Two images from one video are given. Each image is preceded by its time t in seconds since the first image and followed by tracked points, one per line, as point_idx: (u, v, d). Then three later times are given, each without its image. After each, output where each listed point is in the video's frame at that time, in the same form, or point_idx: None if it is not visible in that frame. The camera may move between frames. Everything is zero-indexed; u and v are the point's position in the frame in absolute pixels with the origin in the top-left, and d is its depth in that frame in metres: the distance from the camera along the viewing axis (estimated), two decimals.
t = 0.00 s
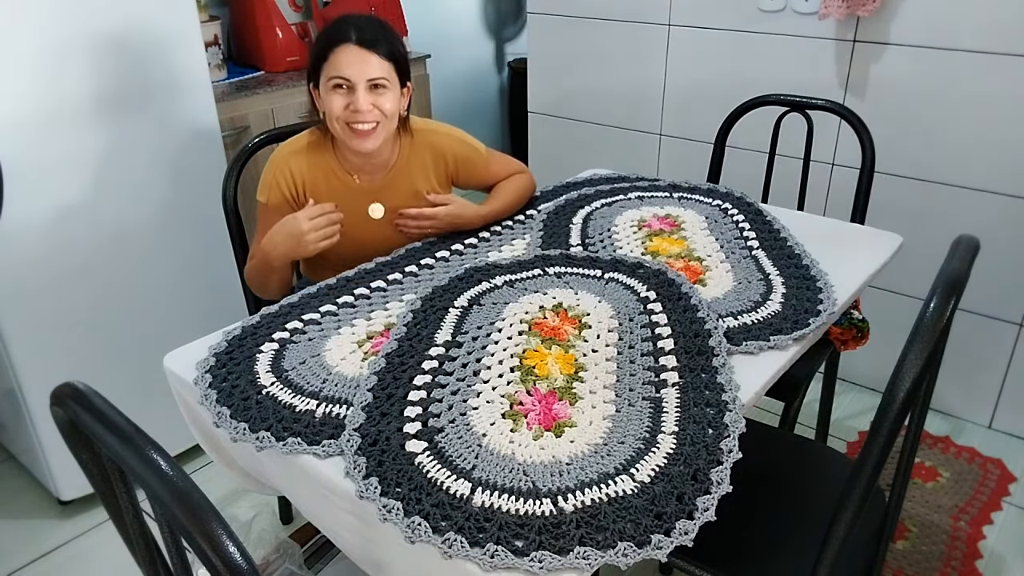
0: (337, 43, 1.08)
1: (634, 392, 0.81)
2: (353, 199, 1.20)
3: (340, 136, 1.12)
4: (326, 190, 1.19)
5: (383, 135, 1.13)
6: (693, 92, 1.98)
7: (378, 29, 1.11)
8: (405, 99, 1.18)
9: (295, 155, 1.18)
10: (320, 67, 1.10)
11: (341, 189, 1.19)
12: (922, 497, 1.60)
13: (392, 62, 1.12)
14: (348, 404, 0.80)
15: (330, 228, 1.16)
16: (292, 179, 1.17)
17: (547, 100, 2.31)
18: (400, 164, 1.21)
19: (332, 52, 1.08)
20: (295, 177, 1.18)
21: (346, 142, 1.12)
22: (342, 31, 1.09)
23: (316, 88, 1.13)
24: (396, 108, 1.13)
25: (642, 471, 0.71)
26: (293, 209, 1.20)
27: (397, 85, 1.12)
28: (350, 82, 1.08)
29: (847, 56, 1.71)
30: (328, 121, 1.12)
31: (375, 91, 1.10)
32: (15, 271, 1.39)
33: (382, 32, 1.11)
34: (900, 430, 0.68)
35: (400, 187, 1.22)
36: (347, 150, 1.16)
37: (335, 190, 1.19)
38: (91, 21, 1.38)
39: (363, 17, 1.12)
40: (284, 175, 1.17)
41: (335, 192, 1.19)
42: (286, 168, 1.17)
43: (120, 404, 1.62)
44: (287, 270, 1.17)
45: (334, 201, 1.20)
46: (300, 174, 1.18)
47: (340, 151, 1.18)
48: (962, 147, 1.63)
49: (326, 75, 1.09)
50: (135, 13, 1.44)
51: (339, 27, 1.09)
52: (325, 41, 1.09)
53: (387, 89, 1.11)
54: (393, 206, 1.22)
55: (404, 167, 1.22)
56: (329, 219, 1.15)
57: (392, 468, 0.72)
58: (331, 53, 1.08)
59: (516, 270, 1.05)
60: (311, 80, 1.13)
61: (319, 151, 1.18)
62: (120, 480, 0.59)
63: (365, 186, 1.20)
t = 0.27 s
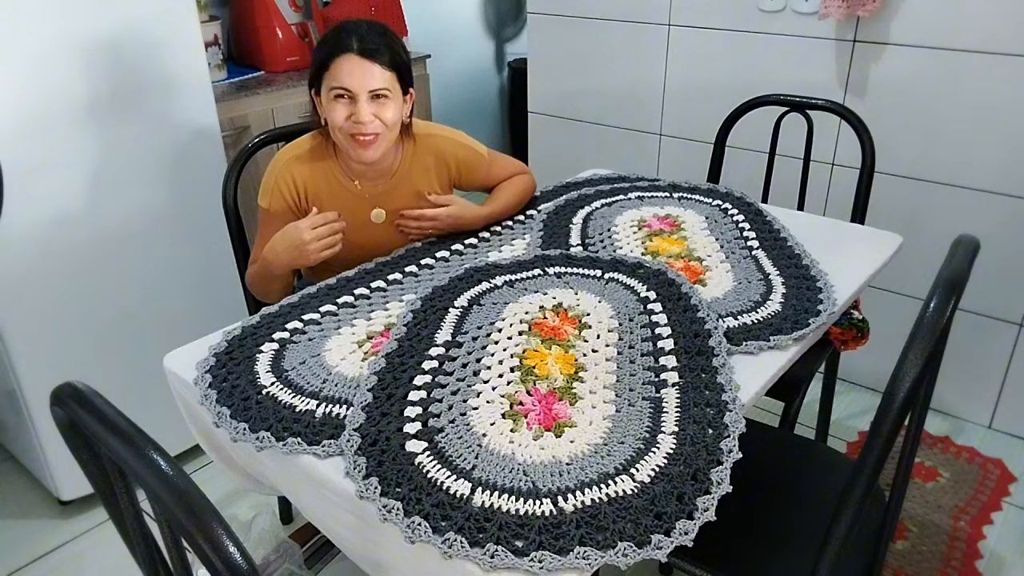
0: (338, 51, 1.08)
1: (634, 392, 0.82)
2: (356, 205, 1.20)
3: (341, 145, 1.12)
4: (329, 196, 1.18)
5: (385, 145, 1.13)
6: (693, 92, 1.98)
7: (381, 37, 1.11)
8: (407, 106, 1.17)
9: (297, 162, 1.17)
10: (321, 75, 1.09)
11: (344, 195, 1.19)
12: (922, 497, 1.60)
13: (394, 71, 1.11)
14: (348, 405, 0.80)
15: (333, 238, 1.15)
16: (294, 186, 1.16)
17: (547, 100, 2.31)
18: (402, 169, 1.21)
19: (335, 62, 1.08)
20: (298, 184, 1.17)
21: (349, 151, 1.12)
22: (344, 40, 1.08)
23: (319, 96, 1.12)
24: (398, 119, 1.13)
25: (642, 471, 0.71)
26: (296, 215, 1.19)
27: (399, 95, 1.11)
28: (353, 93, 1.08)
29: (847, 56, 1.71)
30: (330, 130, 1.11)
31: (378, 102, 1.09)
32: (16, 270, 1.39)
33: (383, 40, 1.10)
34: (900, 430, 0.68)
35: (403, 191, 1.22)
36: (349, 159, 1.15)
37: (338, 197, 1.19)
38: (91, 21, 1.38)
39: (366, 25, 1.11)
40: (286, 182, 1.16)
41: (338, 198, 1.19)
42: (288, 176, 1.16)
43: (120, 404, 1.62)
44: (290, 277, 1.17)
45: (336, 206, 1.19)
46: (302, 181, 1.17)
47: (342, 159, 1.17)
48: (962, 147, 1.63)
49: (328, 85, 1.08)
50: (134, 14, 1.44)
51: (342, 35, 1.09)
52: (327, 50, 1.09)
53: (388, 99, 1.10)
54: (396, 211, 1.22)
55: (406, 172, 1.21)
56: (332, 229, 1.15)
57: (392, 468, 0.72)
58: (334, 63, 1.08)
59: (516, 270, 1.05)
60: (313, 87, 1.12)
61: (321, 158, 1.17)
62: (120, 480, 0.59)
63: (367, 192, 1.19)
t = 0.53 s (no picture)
0: (339, 54, 1.07)
1: (634, 392, 0.82)
2: (357, 206, 1.20)
3: (342, 147, 1.12)
4: (330, 198, 1.18)
5: (386, 146, 1.13)
6: (692, 92, 1.98)
7: (381, 39, 1.10)
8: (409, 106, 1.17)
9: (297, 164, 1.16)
10: (321, 78, 1.09)
11: (345, 196, 1.19)
12: (922, 497, 1.60)
13: (395, 73, 1.11)
14: (348, 405, 0.80)
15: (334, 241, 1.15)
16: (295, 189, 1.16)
17: (547, 100, 2.31)
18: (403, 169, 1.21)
19: (335, 65, 1.07)
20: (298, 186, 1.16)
21: (350, 154, 1.12)
22: (344, 43, 1.08)
23: (319, 98, 1.12)
24: (399, 120, 1.13)
25: (642, 471, 0.71)
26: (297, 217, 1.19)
27: (400, 97, 1.11)
28: (353, 96, 1.08)
29: (847, 56, 1.71)
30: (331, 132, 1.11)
31: (379, 104, 1.09)
32: (16, 270, 1.39)
33: (384, 42, 1.10)
34: (900, 430, 0.68)
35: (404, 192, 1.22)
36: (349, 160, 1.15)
37: (339, 198, 1.18)
38: (91, 20, 1.38)
39: (366, 27, 1.10)
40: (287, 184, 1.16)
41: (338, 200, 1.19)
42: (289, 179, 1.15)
43: (120, 404, 1.62)
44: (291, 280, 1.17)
45: (337, 207, 1.19)
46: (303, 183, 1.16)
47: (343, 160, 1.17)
48: (962, 147, 1.63)
49: (329, 88, 1.08)
50: (134, 13, 1.44)
51: (342, 38, 1.08)
52: (327, 52, 1.08)
53: (390, 101, 1.10)
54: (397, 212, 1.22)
55: (407, 173, 1.21)
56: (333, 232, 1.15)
57: (392, 468, 0.72)
58: (334, 66, 1.07)
59: (516, 270, 1.05)
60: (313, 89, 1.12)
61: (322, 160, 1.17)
62: (120, 480, 0.59)
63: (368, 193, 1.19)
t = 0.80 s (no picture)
0: (340, 51, 1.07)
1: (634, 392, 0.81)
2: (356, 203, 1.19)
3: (343, 143, 1.12)
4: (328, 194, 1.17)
5: (387, 141, 1.14)
6: (693, 92, 1.98)
7: (380, 35, 1.10)
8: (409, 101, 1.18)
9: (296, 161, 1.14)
10: (322, 75, 1.09)
11: (344, 193, 1.17)
12: (922, 497, 1.60)
13: (395, 69, 1.11)
14: (348, 405, 0.80)
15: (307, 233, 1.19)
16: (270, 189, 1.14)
17: (547, 100, 2.31)
18: (402, 167, 1.20)
19: (336, 61, 1.07)
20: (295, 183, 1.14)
21: (352, 150, 1.12)
22: (344, 38, 1.08)
23: (319, 95, 1.11)
24: (399, 114, 1.14)
25: (642, 471, 0.71)
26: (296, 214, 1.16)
27: (401, 92, 1.12)
28: (354, 92, 1.08)
29: (847, 56, 1.71)
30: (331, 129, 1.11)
31: (379, 99, 1.10)
32: (16, 270, 1.39)
33: (383, 38, 1.10)
34: (900, 430, 0.68)
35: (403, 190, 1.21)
36: (348, 157, 1.14)
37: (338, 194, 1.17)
38: (91, 20, 1.38)
39: (364, 23, 1.10)
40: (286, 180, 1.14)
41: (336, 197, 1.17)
42: (244, 177, 1.17)
43: (120, 404, 1.62)
44: (279, 279, 1.19)
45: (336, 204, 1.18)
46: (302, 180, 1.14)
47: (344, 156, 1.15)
48: (962, 147, 1.63)
49: (329, 85, 1.08)
50: (134, 13, 1.44)
51: (342, 34, 1.08)
52: (327, 47, 1.08)
53: (391, 96, 1.11)
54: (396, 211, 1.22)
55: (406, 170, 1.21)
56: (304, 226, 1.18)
57: (392, 468, 0.72)
58: (335, 62, 1.07)
59: (516, 270, 1.05)
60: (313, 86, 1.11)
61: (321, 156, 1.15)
62: (120, 480, 0.59)
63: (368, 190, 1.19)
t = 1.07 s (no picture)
0: (340, 51, 1.07)
1: (634, 392, 0.81)
2: (355, 198, 1.20)
3: (348, 142, 1.12)
4: (325, 188, 1.18)
5: (390, 138, 1.14)
6: (693, 92, 1.98)
7: (379, 34, 1.11)
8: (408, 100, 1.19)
9: (293, 154, 1.16)
10: (323, 74, 1.09)
11: (341, 187, 1.19)
12: (922, 497, 1.59)
13: (395, 66, 1.11)
14: (348, 405, 0.80)
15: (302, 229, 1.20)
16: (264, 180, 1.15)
17: (548, 100, 2.31)
18: (399, 162, 1.22)
19: (337, 61, 1.07)
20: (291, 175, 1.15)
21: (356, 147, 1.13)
22: (344, 37, 1.08)
23: (319, 94, 1.12)
24: (402, 111, 1.14)
25: (642, 471, 0.71)
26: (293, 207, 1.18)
27: (402, 89, 1.12)
28: (357, 91, 1.08)
29: (847, 56, 1.71)
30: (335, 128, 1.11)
31: (382, 97, 1.10)
32: (16, 270, 1.39)
33: (382, 37, 1.10)
34: (900, 430, 0.68)
35: (401, 186, 1.22)
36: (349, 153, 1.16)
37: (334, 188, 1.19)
38: (91, 20, 1.38)
39: (363, 22, 1.11)
40: (283, 173, 1.15)
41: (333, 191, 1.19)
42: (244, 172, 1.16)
43: (120, 404, 1.62)
44: (277, 271, 1.16)
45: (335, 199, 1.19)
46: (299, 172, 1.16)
47: (341, 151, 1.17)
48: (962, 147, 1.63)
49: (331, 85, 1.08)
50: (134, 13, 1.44)
51: (341, 34, 1.08)
52: (327, 47, 1.08)
53: (392, 93, 1.11)
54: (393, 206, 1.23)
55: (402, 166, 1.22)
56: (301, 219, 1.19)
57: (392, 468, 0.72)
58: (336, 62, 1.07)
59: (516, 270, 1.05)
60: (313, 86, 1.11)
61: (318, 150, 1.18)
62: (120, 480, 0.59)
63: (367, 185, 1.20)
